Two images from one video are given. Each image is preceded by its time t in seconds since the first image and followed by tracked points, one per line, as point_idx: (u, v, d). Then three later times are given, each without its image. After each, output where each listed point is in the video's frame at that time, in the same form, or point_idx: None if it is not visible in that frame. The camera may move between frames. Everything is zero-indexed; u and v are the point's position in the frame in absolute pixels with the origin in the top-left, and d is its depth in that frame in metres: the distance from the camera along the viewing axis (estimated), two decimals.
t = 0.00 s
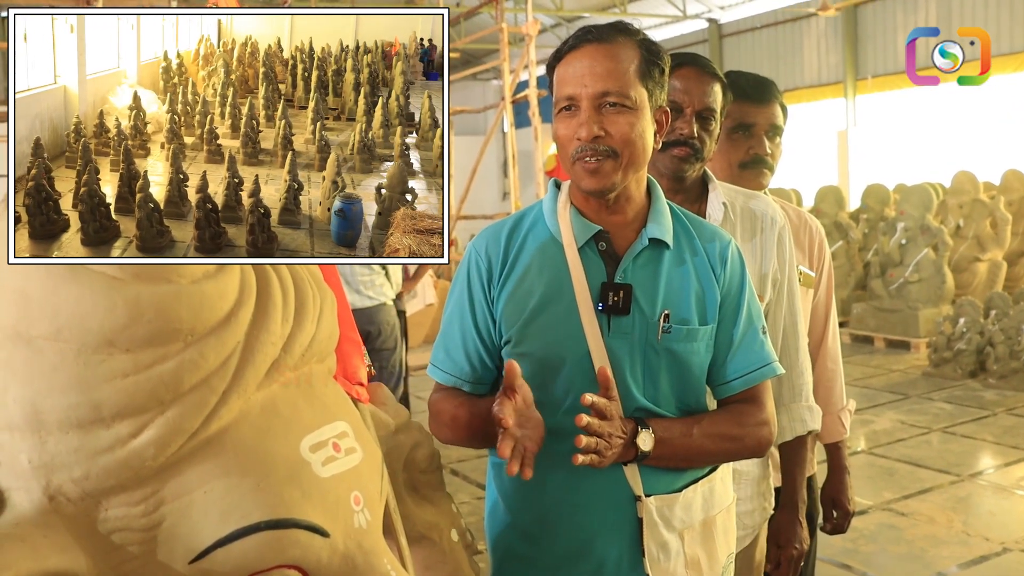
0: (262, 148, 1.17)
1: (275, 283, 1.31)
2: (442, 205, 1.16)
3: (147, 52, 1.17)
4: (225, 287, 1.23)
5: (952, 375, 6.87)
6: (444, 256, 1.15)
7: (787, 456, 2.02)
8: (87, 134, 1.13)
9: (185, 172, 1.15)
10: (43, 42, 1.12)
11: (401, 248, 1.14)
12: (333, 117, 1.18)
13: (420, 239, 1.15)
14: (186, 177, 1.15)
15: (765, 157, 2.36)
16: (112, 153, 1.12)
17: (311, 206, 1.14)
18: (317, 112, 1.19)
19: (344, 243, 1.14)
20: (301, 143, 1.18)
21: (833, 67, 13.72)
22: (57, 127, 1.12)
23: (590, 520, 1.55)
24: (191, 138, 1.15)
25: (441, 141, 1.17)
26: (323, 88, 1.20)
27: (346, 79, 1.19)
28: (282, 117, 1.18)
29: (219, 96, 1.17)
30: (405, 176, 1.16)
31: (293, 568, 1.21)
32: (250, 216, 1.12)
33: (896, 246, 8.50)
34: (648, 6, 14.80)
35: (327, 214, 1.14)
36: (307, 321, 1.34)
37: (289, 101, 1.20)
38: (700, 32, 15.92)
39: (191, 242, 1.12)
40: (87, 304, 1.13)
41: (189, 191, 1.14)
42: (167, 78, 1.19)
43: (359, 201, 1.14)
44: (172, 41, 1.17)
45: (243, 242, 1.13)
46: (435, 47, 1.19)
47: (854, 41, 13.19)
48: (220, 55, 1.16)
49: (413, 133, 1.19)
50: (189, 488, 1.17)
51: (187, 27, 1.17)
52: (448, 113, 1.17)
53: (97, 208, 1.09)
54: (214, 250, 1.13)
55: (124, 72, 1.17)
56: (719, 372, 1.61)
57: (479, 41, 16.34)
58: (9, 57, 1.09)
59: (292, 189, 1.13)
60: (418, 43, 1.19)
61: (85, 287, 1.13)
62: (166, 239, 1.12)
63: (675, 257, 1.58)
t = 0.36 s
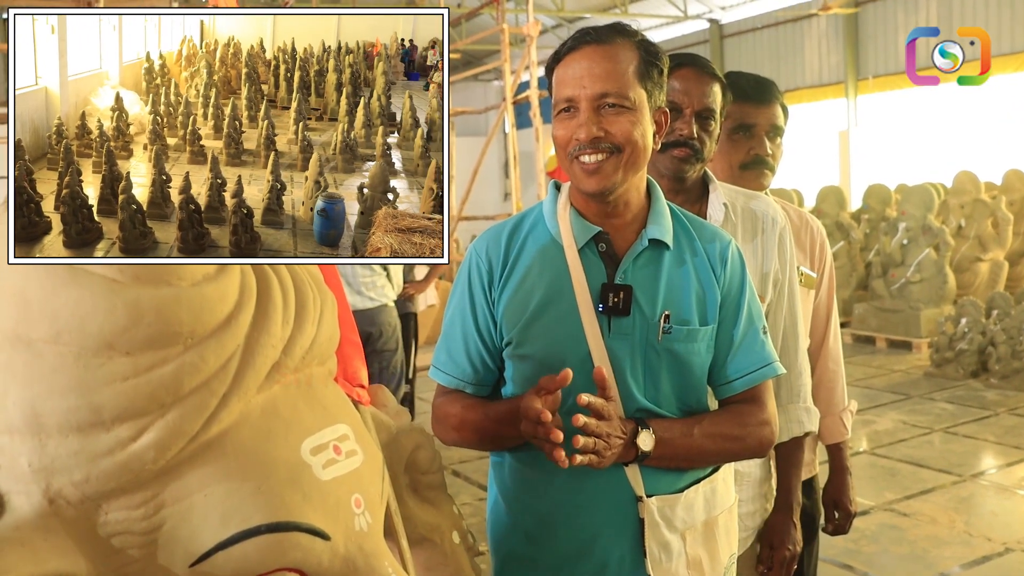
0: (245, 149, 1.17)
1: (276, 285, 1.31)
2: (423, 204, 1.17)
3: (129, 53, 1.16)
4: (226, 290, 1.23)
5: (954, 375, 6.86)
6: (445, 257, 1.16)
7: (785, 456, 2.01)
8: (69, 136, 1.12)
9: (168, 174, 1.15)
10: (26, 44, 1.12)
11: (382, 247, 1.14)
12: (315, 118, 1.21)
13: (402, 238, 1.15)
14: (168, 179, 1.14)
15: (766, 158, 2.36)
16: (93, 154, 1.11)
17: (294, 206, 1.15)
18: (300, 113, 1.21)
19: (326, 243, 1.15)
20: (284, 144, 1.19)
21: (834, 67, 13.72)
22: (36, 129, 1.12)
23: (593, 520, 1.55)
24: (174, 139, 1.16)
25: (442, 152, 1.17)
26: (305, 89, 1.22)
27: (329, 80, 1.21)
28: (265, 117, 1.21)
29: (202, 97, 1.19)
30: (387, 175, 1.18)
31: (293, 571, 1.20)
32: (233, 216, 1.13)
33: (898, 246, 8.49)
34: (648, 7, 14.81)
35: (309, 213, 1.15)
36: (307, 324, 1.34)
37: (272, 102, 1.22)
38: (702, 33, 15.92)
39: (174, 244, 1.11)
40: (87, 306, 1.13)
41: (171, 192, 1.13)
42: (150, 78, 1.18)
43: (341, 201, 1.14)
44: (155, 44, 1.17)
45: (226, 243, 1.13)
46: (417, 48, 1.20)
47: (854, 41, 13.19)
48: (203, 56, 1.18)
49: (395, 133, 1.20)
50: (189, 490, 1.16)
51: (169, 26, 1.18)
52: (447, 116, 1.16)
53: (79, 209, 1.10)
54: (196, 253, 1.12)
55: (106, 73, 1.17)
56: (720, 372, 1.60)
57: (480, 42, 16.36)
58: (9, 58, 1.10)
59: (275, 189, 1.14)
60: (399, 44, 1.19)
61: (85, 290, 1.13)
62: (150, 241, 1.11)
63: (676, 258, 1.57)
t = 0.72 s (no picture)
0: (230, 147, 1.17)
1: (274, 285, 1.31)
2: (406, 200, 1.17)
3: (113, 51, 1.15)
4: (224, 291, 1.23)
5: (952, 376, 6.86)
6: (444, 257, 1.16)
7: (784, 457, 2.01)
8: (52, 135, 1.12)
9: (152, 171, 1.15)
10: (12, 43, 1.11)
11: (366, 243, 1.14)
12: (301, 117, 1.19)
13: (386, 235, 1.15)
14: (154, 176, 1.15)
15: (765, 159, 2.36)
16: (78, 153, 1.10)
17: (279, 203, 1.14)
18: (285, 110, 1.20)
19: (311, 239, 1.15)
20: (269, 141, 1.19)
21: (832, 68, 13.72)
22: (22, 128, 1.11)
23: (592, 521, 1.55)
24: (159, 137, 1.17)
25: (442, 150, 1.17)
26: (290, 87, 1.20)
27: (313, 78, 1.21)
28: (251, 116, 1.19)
29: (187, 94, 1.17)
30: (371, 172, 1.17)
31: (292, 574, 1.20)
32: (218, 214, 1.13)
33: (896, 247, 8.49)
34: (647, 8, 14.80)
35: (295, 210, 1.14)
36: (305, 327, 1.33)
37: (258, 100, 1.20)
38: (700, 34, 15.93)
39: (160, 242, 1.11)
40: (85, 309, 1.13)
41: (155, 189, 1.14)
42: (134, 76, 1.18)
43: (327, 197, 1.15)
44: (138, 42, 1.15)
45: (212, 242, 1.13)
46: (400, 45, 1.19)
47: (852, 42, 13.19)
48: (188, 54, 1.18)
49: (379, 129, 1.20)
50: (188, 493, 1.16)
51: (154, 25, 1.16)
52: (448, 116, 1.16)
53: (64, 209, 1.09)
54: (182, 250, 1.12)
55: (90, 72, 1.17)
56: (720, 372, 1.60)
57: (478, 44, 16.36)
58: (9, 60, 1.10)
59: (260, 187, 1.14)
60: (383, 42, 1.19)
61: (83, 292, 1.13)
62: (135, 239, 1.12)
63: (676, 257, 1.58)
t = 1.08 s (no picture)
0: (217, 146, 1.16)
1: (266, 285, 1.31)
2: (393, 198, 1.17)
3: (99, 51, 1.15)
4: (217, 292, 1.22)
5: (947, 377, 6.88)
6: (444, 257, 1.16)
7: (780, 458, 2.01)
8: (38, 135, 1.11)
9: (139, 171, 1.14)
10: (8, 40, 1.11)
11: (353, 242, 1.14)
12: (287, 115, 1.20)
13: (372, 233, 1.15)
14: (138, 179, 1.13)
15: (761, 160, 2.36)
16: (64, 153, 1.10)
17: (267, 202, 1.13)
18: (272, 109, 1.20)
19: (299, 238, 1.15)
20: (255, 141, 1.18)
21: (828, 70, 13.72)
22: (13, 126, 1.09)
23: (587, 522, 1.55)
24: (146, 137, 1.16)
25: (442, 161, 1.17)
26: (277, 86, 1.21)
27: (300, 77, 1.20)
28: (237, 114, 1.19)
29: (174, 94, 1.17)
30: (357, 170, 1.17)
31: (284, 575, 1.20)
32: (205, 214, 1.12)
33: (891, 248, 8.50)
34: (643, 9, 14.80)
35: (282, 209, 1.14)
36: (298, 328, 1.33)
37: (245, 99, 1.21)
38: (696, 34, 15.93)
39: (148, 244, 1.10)
40: (76, 309, 1.12)
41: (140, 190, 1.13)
42: (121, 76, 1.18)
43: (313, 197, 1.14)
44: (125, 41, 1.15)
45: (199, 243, 1.12)
46: (386, 44, 1.21)
47: (848, 43, 13.20)
48: (174, 55, 1.17)
49: (365, 129, 1.20)
50: (181, 494, 1.16)
51: (140, 26, 1.15)
52: (447, 114, 1.18)
53: (50, 209, 1.08)
54: (170, 249, 1.11)
55: (77, 72, 1.17)
56: (717, 374, 1.60)
57: (474, 45, 16.35)
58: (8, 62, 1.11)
59: (247, 186, 1.13)
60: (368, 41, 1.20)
61: (73, 292, 1.13)
62: (121, 240, 1.11)
63: (674, 259, 1.58)
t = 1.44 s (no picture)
0: (207, 146, 1.17)
1: (259, 283, 1.30)
2: (382, 197, 1.16)
3: (88, 51, 1.13)
4: (210, 291, 1.21)
5: (942, 381, 6.89)
6: (444, 256, 1.15)
7: (773, 461, 2.02)
8: (27, 135, 1.09)
9: (130, 172, 1.13)
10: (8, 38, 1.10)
11: (342, 241, 1.13)
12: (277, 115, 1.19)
13: (362, 232, 1.14)
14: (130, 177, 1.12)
15: (759, 163, 2.35)
16: (53, 153, 1.10)
17: (257, 202, 1.14)
18: (262, 109, 1.20)
19: (289, 238, 1.14)
20: (246, 141, 1.18)
21: (827, 73, 13.67)
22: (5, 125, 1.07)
23: (581, 524, 1.54)
24: (136, 137, 1.14)
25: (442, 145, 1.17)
26: (267, 86, 1.20)
27: (290, 76, 1.20)
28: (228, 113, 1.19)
29: (164, 94, 1.20)
30: (347, 170, 1.17)
31: None
32: (195, 214, 1.11)
33: (888, 252, 8.51)
34: (642, 11, 14.82)
35: (272, 208, 1.14)
36: (291, 328, 1.32)
37: (235, 99, 1.19)
38: (694, 36, 15.94)
39: (137, 244, 1.10)
40: (66, 307, 1.12)
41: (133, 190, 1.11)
42: (110, 76, 1.16)
43: (303, 196, 1.14)
44: (114, 41, 1.14)
45: (190, 243, 1.11)
46: (375, 43, 1.21)
47: (846, 47, 13.22)
48: (165, 54, 1.18)
49: (355, 128, 1.20)
50: (172, 493, 1.15)
51: (130, 25, 1.14)
52: (447, 114, 1.17)
53: (39, 210, 1.08)
54: (159, 249, 1.11)
55: (65, 72, 1.13)
56: (713, 378, 1.60)
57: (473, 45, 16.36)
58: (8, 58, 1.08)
59: (238, 185, 1.14)
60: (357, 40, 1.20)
61: (65, 290, 1.12)
62: (111, 240, 1.11)
63: (672, 260, 1.57)
